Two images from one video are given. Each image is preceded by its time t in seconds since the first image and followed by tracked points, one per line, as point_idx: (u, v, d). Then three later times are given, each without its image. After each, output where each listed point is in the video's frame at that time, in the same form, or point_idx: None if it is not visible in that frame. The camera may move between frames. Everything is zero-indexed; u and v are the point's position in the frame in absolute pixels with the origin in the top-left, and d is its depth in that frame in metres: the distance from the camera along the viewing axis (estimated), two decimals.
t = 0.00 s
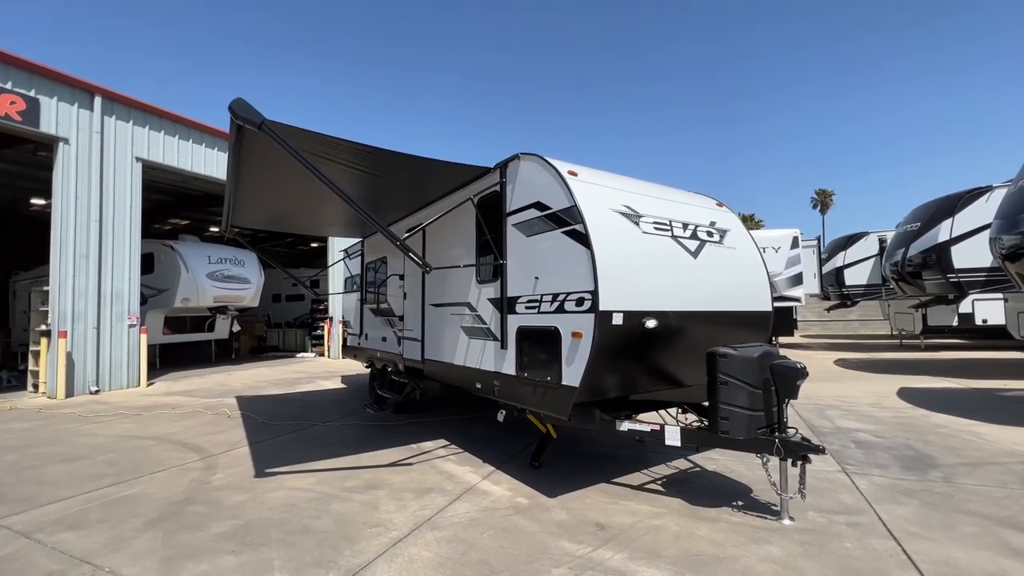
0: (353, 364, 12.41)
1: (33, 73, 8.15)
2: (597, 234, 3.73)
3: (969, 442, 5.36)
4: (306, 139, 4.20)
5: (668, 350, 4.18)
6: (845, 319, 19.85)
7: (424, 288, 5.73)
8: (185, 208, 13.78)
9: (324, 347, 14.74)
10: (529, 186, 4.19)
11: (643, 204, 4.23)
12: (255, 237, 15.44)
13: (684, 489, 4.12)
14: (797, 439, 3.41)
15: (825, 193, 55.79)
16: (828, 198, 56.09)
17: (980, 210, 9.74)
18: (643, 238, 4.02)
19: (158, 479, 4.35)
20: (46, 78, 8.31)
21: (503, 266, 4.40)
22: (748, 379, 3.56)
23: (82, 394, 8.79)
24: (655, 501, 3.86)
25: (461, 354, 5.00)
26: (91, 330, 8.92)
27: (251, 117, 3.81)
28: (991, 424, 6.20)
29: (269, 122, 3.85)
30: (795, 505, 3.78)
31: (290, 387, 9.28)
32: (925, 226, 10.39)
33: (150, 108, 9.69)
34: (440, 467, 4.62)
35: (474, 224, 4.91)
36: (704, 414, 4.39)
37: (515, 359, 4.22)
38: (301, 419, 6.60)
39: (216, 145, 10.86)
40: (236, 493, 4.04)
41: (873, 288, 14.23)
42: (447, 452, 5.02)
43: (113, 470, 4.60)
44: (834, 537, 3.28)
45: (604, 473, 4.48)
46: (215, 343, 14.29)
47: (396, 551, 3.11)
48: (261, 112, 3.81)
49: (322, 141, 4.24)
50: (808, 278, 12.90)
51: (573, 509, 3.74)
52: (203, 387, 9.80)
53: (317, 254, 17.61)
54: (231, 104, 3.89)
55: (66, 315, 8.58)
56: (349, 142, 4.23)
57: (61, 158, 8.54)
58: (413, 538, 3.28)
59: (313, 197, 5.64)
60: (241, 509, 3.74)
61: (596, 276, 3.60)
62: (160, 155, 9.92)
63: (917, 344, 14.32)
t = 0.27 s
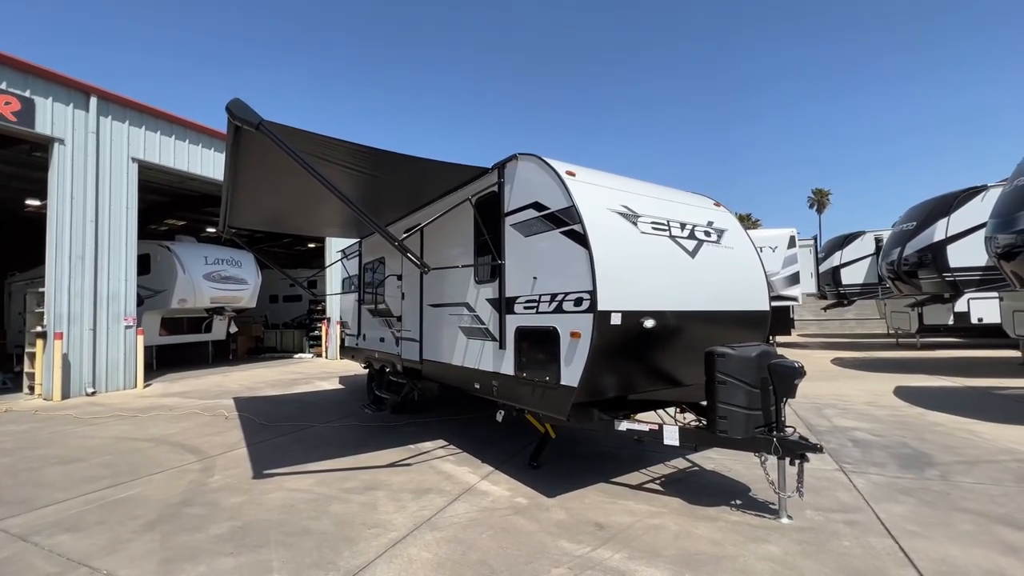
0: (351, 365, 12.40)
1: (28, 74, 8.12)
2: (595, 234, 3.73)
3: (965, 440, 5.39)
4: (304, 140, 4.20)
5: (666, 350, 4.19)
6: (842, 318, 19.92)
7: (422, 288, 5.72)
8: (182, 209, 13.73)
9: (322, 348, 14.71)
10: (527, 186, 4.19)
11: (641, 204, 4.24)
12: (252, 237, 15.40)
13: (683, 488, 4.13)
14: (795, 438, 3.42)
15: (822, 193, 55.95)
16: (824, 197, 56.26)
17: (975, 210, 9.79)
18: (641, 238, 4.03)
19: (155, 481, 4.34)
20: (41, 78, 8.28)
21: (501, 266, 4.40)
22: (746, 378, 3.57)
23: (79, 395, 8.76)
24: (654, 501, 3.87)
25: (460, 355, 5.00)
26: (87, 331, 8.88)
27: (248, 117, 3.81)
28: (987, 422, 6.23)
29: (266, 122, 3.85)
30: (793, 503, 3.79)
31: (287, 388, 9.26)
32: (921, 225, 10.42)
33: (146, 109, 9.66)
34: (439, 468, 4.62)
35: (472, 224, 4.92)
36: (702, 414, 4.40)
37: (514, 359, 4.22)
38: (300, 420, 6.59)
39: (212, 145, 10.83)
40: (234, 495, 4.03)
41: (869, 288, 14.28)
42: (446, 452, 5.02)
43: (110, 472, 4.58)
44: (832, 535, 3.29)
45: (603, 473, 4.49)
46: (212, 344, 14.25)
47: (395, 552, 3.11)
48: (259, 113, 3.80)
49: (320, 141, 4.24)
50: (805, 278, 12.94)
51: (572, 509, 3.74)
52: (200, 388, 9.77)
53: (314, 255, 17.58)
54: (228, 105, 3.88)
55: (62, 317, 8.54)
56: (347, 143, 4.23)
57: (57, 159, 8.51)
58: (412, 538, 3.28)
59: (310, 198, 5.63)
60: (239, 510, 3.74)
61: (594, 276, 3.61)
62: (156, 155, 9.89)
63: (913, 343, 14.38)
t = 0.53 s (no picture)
0: (348, 365, 12.38)
1: (23, 73, 8.08)
2: (593, 234, 3.74)
3: (961, 439, 5.41)
4: (301, 140, 4.19)
5: (664, 349, 4.19)
6: (838, 318, 19.98)
7: (420, 288, 5.72)
8: (178, 208, 13.69)
9: (319, 348, 14.69)
10: (525, 186, 4.19)
11: (639, 204, 4.24)
12: (249, 237, 15.36)
13: (680, 487, 4.14)
14: (792, 437, 3.43)
15: (819, 193, 56.11)
16: (821, 197, 56.43)
17: (971, 210, 9.86)
18: (639, 238, 4.03)
19: (152, 482, 4.32)
20: (36, 77, 8.24)
21: (499, 266, 4.40)
22: (744, 378, 3.58)
23: (75, 396, 8.73)
24: (651, 500, 3.88)
25: (458, 355, 5.00)
26: (83, 332, 8.85)
27: (245, 117, 3.80)
28: (983, 420, 6.26)
29: (263, 122, 3.84)
30: (790, 503, 3.80)
31: (285, 388, 9.24)
32: (917, 225, 10.45)
33: (142, 108, 9.62)
34: (437, 468, 4.62)
35: (469, 224, 4.91)
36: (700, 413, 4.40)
37: (512, 359, 4.22)
38: (297, 420, 6.57)
39: (209, 145, 10.79)
40: (231, 496, 4.02)
41: (866, 287, 14.33)
42: (444, 452, 5.02)
43: (106, 473, 4.56)
44: (829, 534, 3.30)
45: (601, 473, 4.49)
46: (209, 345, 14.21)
47: (393, 552, 3.10)
48: (255, 113, 3.79)
49: (317, 141, 4.23)
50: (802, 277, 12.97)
51: (570, 508, 3.74)
52: (197, 388, 9.74)
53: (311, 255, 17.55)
54: (225, 104, 3.87)
55: (58, 317, 8.51)
56: (344, 143, 4.23)
57: (52, 159, 8.47)
58: (410, 539, 3.28)
59: (307, 198, 5.62)
60: (236, 511, 3.73)
61: (592, 276, 3.61)
62: (153, 155, 9.85)
63: (909, 343, 14.43)
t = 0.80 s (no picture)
0: (346, 365, 12.37)
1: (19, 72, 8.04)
2: (591, 234, 3.74)
3: (957, 438, 5.44)
4: (298, 139, 4.18)
5: (661, 349, 4.20)
6: (835, 317, 20.04)
7: (418, 288, 5.71)
8: (175, 208, 13.65)
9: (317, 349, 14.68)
10: (523, 186, 4.19)
11: (637, 204, 4.25)
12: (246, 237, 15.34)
13: (677, 487, 4.14)
14: (790, 437, 3.44)
15: (816, 193, 56.25)
16: (818, 197, 56.57)
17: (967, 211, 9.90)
18: (637, 238, 4.04)
19: (148, 483, 4.31)
20: (31, 76, 8.20)
21: (497, 266, 4.40)
22: (741, 378, 3.59)
23: (71, 397, 8.70)
24: (649, 500, 3.88)
25: (456, 354, 4.99)
26: (80, 332, 8.82)
27: (242, 117, 3.79)
28: (979, 420, 6.28)
29: (260, 122, 3.83)
30: (788, 502, 3.81)
31: (282, 389, 9.23)
32: (913, 225, 10.49)
33: (139, 107, 9.59)
34: (435, 468, 4.62)
35: (467, 224, 4.91)
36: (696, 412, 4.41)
37: (510, 359, 4.22)
38: (295, 421, 6.57)
39: (206, 145, 10.76)
40: (228, 496, 4.01)
41: (863, 287, 14.37)
42: (442, 452, 5.02)
43: (102, 474, 4.55)
44: (826, 534, 3.31)
45: (599, 473, 4.49)
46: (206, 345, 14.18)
47: (390, 553, 3.10)
48: (253, 112, 3.79)
49: (314, 141, 4.22)
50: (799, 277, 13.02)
51: (568, 508, 3.75)
52: (194, 388, 9.71)
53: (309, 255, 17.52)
54: (222, 104, 3.86)
55: (54, 317, 8.48)
56: (342, 143, 4.22)
57: (48, 158, 8.45)
58: (408, 539, 3.27)
59: (305, 197, 5.61)
60: (234, 512, 3.72)
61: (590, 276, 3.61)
62: (150, 155, 9.83)
63: (905, 342, 14.49)
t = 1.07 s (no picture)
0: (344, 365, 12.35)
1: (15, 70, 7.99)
2: (590, 233, 3.74)
3: (954, 438, 5.44)
4: (296, 138, 4.17)
5: (660, 350, 4.20)
6: (833, 317, 20.07)
7: (417, 287, 5.71)
8: (173, 207, 13.62)
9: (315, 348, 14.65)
10: (522, 186, 4.19)
11: (635, 204, 4.25)
12: (245, 237, 15.33)
13: (676, 487, 4.14)
14: (788, 437, 3.45)
15: (814, 193, 56.35)
16: (816, 198, 56.67)
17: (964, 211, 9.90)
18: (636, 238, 4.04)
19: (146, 483, 4.30)
20: (29, 75, 8.17)
21: (495, 266, 4.40)
22: (739, 378, 3.59)
23: (68, 397, 8.68)
24: (647, 500, 3.89)
25: (454, 354, 4.99)
26: (77, 332, 8.80)
27: (240, 115, 3.78)
28: (976, 420, 6.29)
29: (258, 121, 3.83)
30: (786, 502, 3.82)
31: (280, 388, 9.22)
32: (911, 225, 10.52)
33: (136, 106, 9.56)
34: (434, 468, 4.62)
35: (466, 223, 4.91)
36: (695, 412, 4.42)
37: (508, 359, 4.22)
38: (293, 421, 6.56)
39: (204, 144, 10.74)
40: (226, 496, 4.01)
41: (861, 287, 14.40)
42: (441, 452, 5.02)
43: (100, 474, 4.55)
44: (825, 533, 3.32)
45: (597, 472, 4.49)
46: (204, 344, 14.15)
47: (389, 552, 3.10)
48: (251, 111, 3.78)
49: (312, 140, 4.21)
50: (797, 277, 13.05)
51: (567, 508, 3.75)
52: (191, 388, 9.69)
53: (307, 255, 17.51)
54: (220, 103, 3.85)
55: (51, 317, 8.46)
56: (341, 142, 4.21)
57: (46, 157, 8.43)
58: (406, 539, 3.27)
59: (303, 197, 5.60)
60: (232, 511, 3.72)
61: (589, 276, 3.62)
62: (147, 154, 9.80)
63: (903, 342, 14.51)
